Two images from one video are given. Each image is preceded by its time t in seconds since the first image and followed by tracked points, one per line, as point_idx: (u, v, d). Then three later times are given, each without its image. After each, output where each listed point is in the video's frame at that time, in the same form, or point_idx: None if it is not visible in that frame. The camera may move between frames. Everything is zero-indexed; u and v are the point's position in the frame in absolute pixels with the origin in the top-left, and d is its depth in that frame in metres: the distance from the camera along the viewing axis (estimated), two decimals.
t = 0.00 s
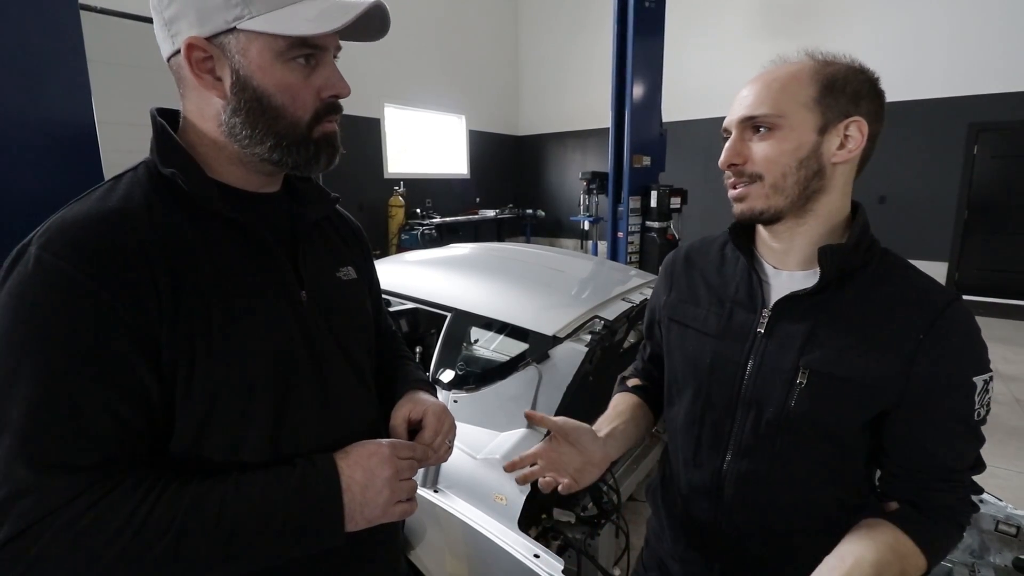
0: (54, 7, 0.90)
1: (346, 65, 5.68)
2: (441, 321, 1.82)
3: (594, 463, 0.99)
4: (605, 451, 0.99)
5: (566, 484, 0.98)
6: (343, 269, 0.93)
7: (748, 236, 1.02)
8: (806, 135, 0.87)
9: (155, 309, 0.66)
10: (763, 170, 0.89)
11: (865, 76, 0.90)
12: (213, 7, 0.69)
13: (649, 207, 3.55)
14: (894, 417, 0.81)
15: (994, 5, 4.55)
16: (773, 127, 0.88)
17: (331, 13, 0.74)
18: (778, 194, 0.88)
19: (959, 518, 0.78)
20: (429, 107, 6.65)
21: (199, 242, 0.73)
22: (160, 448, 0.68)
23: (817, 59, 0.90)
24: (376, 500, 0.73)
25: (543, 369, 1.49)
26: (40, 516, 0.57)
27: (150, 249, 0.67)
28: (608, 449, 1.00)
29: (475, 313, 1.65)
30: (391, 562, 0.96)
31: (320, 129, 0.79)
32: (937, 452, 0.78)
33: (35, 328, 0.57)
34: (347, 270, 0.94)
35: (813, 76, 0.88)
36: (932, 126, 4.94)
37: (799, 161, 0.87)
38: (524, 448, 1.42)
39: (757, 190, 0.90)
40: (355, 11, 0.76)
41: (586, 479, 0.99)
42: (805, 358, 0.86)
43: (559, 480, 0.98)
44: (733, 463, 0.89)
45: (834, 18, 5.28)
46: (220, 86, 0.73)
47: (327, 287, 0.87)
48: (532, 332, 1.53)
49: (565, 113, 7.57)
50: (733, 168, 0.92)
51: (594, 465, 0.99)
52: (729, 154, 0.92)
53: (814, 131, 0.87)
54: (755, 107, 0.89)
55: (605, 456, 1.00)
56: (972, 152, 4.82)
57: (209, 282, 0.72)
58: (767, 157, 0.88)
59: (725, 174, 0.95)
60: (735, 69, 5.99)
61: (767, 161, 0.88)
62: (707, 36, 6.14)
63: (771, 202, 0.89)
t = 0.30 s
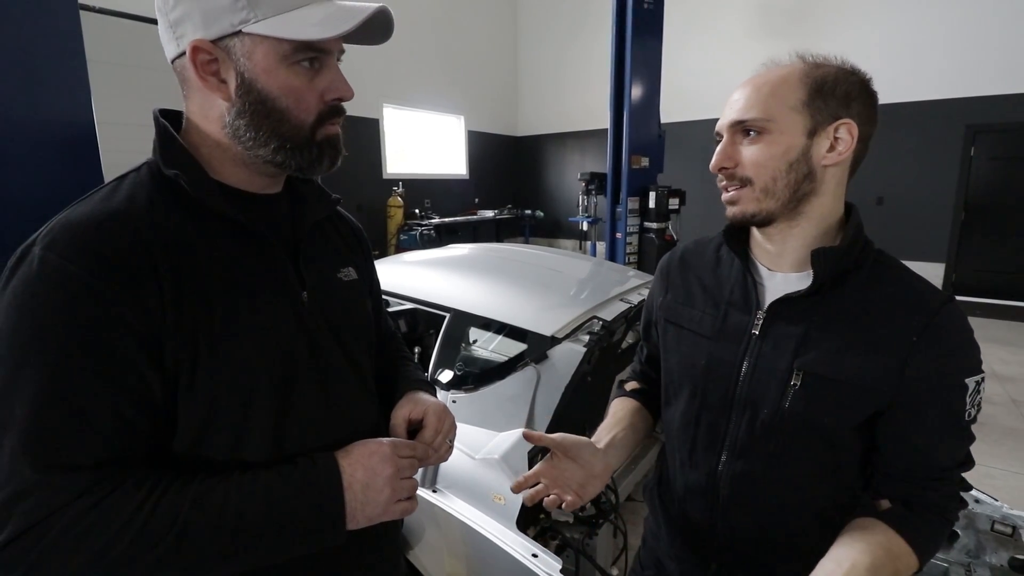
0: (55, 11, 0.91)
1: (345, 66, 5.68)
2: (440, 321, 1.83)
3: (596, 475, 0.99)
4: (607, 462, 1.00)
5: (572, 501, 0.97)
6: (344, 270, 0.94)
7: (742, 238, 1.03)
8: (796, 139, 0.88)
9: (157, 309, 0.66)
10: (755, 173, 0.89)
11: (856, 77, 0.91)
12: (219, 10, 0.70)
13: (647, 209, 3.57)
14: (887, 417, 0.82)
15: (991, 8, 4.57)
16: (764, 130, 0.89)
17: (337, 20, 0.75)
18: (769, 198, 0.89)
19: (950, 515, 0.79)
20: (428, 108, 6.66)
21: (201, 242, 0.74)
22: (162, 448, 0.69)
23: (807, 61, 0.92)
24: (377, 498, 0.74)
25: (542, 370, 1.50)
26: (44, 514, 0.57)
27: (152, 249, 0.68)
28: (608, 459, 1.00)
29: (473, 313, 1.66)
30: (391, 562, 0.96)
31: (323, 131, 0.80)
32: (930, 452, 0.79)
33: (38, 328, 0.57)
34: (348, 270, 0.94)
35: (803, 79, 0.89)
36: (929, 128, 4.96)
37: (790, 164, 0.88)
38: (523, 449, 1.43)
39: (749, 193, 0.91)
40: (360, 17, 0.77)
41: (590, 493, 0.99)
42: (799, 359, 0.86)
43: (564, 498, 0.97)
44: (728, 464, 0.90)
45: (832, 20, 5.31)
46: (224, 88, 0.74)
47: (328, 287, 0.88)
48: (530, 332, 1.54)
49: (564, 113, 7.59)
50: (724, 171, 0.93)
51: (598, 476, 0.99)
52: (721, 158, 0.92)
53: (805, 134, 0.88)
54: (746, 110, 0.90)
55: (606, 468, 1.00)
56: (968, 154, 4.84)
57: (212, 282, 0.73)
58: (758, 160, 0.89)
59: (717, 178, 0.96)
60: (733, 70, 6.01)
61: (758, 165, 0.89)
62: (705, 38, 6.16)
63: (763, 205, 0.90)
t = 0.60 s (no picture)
0: (57, 12, 0.91)
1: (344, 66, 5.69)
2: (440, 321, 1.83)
3: (597, 488, 1.00)
4: (608, 476, 1.01)
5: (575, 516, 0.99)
6: (347, 270, 0.94)
7: (742, 239, 1.03)
8: (795, 139, 0.88)
9: (161, 308, 0.67)
10: (753, 175, 0.90)
11: (853, 77, 0.92)
12: (223, 10, 0.70)
13: (647, 209, 3.57)
14: (887, 417, 0.82)
15: (988, 8, 4.59)
16: (762, 130, 0.89)
17: (341, 20, 0.75)
18: (768, 198, 0.90)
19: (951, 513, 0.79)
20: (427, 108, 6.67)
21: (205, 242, 0.74)
22: (166, 448, 0.69)
23: (805, 61, 0.92)
24: (381, 498, 0.74)
25: (541, 370, 1.51)
26: (50, 513, 0.57)
27: (157, 249, 0.68)
28: (608, 471, 1.01)
29: (473, 314, 1.67)
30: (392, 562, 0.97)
31: (326, 132, 0.80)
32: (930, 451, 0.79)
33: (43, 327, 0.57)
34: (350, 271, 0.95)
35: (801, 79, 0.89)
36: (927, 128, 4.97)
37: (789, 165, 0.89)
38: (522, 447, 1.45)
39: (748, 195, 0.91)
40: (363, 18, 0.77)
41: (592, 506, 1.01)
42: (799, 360, 0.87)
43: (567, 513, 0.99)
44: (728, 464, 0.90)
45: (831, 20, 5.32)
46: (228, 89, 0.74)
47: (330, 287, 0.88)
48: (530, 332, 1.54)
49: (563, 114, 7.60)
50: (722, 172, 0.93)
51: (598, 490, 1.01)
52: (719, 158, 0.93)
53: (803, 135, 0.88)
54: (744, 111, 0.90)
55: (607, 480, 1.01)
56: (967, 154, 4.86)
57: (216, 282, 0.73)
58: (755, 162, 0.89)
59: (715, 178, 0.97)
60: (732, 70, 6.02)
61: (755, 166, 0.90)
62: (704, 38, 6.18)
63: (762, 206, 0.90)
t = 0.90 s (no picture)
0: (55, 11, 0.91)
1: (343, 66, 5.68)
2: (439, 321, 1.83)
3: (595, 487, 1.01)
4: (605, 475, 1.01)
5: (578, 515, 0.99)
6: (348, 270, 0.94)
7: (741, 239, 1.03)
8: (792, 140, 0.88)
9: (163, 307, 0.67)
10: (749, 175, 0.90)
11: (856, 78, 0.92)
12: (224, 10, 0.70)
13: (646, 209, 3.58)
14: (888, 417, 0.82)
15: (986, 8, 4.61)
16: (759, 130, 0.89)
17: (341, 18, 0.75)
18: (765, 199, 0.90)
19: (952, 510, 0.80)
20: (426, 108, 6.66)
21: (206, 241, 0.74)
22: (167, 447, 0.69)
23: (803, 60, 0.92)
24: (382, 498, 0.74)
25: (541, 369, 1.52)
26: (52, 513, 0.57)
27: (158, 248, 0.68)
28: (605, 470, 1.01)
29: (472, 313, 1.67)
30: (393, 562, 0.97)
31: (327, 131, 0.80)
32: (931, 450, 0.80)
33: (44, 326, 0.57)
34: (351, 270, 0.95)
35: (803, 78, 0.90)
36: (926, 128, 4.98)
37: (785, 166, 0.89)
38: (522, 447, 1.46)
39: (745, 194, 0.92)
40: (364, 16, 0.77)
41: (590, 504, 1.01)
42: (799, 360, 0.87)
43: (569, 513, 1.00)
44: (728, 464, 0.91)
45: (829, 20, 5.33)
46: (229, 88, 0.74)
47: (331, 286, 0.88)
48: (529, 332, 1.54)
49: (562, 114, 7.60)
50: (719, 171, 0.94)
51: (596, 489, 1.01)
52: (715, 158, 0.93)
53: (800, 136, 0.89)
54: (740, 111, 0.91)
55: (604, 479, 1.01)
56: (965, 154, 4.87)
57: (217, 281, 0.73)
58: (752, 162, 0.90)
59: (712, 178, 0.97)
60: (730, 71, 6.03)
61: (751, 166, 0.90)
62: (702, 38, 6.19)
63: (759, 207, 0.91)
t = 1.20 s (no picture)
0: (54, 12, 0.91)
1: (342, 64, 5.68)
2: (437, 321, 1.83)
3: (589, 487, 1.01)
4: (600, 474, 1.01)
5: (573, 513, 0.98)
6: (348, 269, 0.94)
7: (741, 239, 1.03)
8: (788, 143, 0.89)
9: (163, 307, 0.67)
10: (745, 179, 0.91)
11: (850, 77, 0.92)
12: (224, 8, 0.70)
13: (644, 209, 3.58)
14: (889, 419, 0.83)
15: (984, 11, 4.62)
16: (755, 132, 0.90)
17: (341, 17, 0.75)
18: (761, 203, 0.91)
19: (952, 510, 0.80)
20: (424, 107, 6.66)
21: (207, 241, 0.74)
22: (167, 447, 0.69)
23: (802, 60, 0.92)
24: (382, 497, 0.75)
25: (540, 369, 1.51)
26: (52, 512, 0.57)
27: (158, 248, 0.68)
28: (599, 469, 1.01)
29: (471, 313, 1.67)
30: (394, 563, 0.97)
31: (327, 130, 0.80)
32: (932, 452, 0.80)
33: (45, 325, 0.57)
34: (351, 269, 0.95)
35: (796, 80, 0.90)
36: (922, 130, 5.00)
37: (780, 169, 0.89)
38: (520, 447, 1.45)
39: (742, 198, 0.92)
40: (365, 15, 0.77)
41: (586, 504, 1.01)
42: (800, 362, 0.87)
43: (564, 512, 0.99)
44: (728, 466, 0.91)
45: (828, 22, 5.35)
46: (229, 87, 0.74)
47: (331, 286, 0.88)
48: (528, 332, 1.54)
49: (561, 114, 7.61)
50: (715, 174, 0.94)
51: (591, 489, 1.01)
52: (711, 161, 0.94)
53: (796, 139, 0.89)
54: (736, 113, 0.91)
55: (599, 479, 1.01)
56: (962, 156, 4.88)
57: (218, 280, 0.73)
58: (748, 165, 0.90)
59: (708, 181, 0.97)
60: (729, 71, 6.04)
61: (747, 168, 0.90)
62: (701, 39, 6.20)
63: (756, 210, 0.91)
